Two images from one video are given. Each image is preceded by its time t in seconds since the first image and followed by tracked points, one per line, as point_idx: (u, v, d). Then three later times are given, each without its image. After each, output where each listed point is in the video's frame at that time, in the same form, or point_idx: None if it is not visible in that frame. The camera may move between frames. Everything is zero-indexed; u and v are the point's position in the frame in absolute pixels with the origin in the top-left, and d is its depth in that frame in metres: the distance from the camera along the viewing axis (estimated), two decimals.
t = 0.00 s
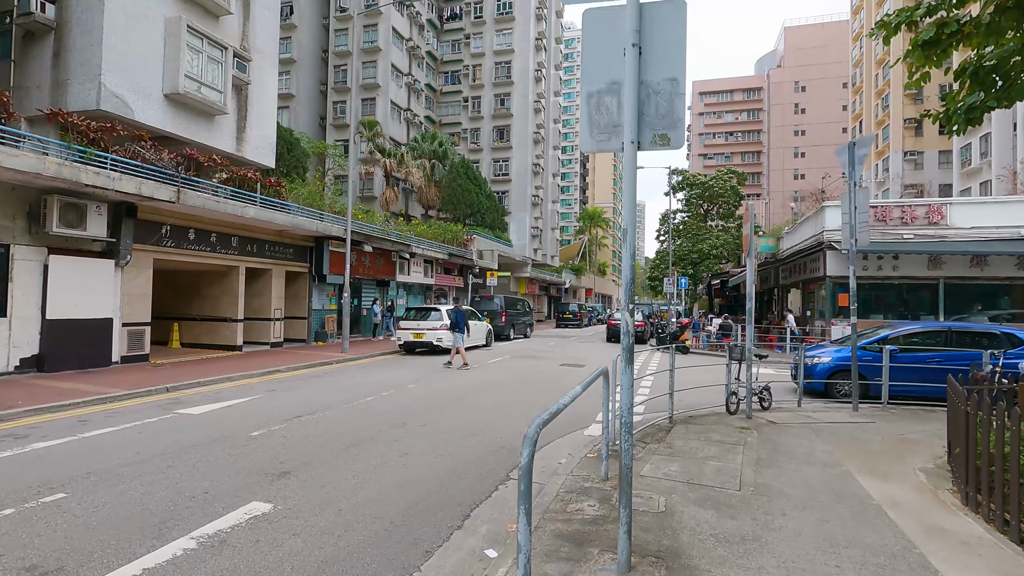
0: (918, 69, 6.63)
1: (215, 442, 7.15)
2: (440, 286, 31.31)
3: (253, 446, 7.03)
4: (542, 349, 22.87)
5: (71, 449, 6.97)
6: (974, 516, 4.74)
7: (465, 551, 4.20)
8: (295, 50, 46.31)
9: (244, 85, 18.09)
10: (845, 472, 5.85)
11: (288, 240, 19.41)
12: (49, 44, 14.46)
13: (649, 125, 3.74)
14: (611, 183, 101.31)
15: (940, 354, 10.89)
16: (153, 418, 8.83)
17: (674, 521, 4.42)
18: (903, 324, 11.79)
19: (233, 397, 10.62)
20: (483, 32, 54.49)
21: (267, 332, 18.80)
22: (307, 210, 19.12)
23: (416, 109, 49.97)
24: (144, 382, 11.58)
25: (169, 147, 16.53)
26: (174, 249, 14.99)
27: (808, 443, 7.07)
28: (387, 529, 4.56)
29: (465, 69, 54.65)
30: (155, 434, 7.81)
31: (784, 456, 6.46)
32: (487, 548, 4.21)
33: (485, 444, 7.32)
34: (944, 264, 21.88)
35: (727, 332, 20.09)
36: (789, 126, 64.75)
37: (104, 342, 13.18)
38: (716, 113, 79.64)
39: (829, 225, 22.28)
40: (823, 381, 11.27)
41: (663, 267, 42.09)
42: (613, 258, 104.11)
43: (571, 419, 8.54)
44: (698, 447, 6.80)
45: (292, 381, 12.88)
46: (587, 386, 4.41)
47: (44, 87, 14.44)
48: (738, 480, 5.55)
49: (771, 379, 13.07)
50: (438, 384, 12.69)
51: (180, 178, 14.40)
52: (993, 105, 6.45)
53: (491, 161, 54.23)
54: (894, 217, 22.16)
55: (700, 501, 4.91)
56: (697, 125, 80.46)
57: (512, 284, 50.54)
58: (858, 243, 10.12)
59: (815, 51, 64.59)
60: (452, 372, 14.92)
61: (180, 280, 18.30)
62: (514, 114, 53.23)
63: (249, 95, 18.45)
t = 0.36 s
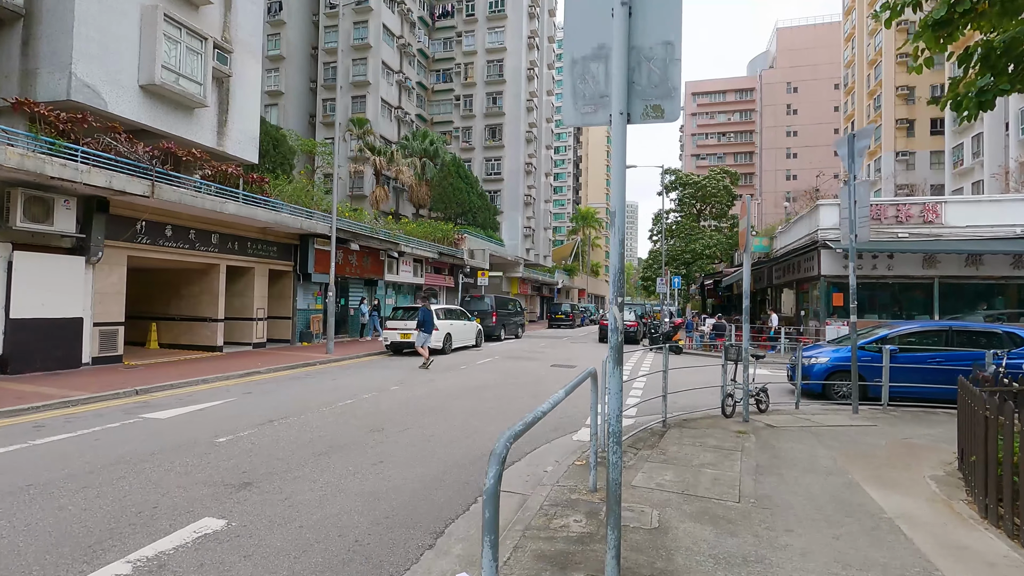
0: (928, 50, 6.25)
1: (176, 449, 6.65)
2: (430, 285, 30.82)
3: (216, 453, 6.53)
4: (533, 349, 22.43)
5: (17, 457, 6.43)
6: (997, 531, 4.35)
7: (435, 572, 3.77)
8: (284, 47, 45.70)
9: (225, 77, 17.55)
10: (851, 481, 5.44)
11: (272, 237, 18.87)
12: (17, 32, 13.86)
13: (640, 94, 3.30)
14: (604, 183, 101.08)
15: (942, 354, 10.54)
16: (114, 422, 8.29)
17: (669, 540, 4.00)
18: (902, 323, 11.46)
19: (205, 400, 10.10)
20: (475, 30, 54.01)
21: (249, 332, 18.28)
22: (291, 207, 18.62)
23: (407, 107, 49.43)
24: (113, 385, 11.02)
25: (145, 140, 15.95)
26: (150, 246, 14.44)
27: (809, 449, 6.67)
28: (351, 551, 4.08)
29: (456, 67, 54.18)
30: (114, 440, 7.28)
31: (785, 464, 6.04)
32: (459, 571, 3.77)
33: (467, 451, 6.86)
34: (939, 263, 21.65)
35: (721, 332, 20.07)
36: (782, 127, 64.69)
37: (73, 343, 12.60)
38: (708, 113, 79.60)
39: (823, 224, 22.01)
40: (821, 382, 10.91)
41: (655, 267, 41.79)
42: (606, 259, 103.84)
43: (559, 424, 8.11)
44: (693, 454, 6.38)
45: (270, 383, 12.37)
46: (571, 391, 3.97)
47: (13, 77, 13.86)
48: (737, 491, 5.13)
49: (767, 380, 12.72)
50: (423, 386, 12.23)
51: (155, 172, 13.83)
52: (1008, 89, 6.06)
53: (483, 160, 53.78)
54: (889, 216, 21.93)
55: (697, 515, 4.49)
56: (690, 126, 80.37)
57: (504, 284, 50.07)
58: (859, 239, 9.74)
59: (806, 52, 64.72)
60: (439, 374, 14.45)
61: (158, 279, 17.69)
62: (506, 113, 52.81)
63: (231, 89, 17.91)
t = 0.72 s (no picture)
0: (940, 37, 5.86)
1: (132, 464, 6.17)
2: (420, 285, 30.31)
3: (174, 468, 6.05)
4: (524, 351, 21.98)
5: None
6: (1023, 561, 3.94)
7: None
8: (274, 44, 45.06)
9: (206, 71, 17.01)
10: (859, 502, 5.02)
11: (255, 237, 18.33)
12: None
13: (631, 69, 2.87)
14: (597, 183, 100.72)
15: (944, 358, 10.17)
16: (72, 433, 7.77)
17: None
18: (902, 326, 11.11)
19: (176, 408, 9.58)
20: (468, 28, 53.51)
21: (231, 334, 17.77)
22: (275, 205, 18.10)
23: (399, 105, 48.86)
24: (79, 391, 10.47)
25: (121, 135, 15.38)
26: (126, 245, 13.90)
27: (812, 463, 6.25)
28: None
29: (449, 65, 53.66)
30: (68, 452, 6.78)
31: (787, 480, 5.61)
32: None
33: (448, 464, 6.40)
34: (936, 264, 21.38)
35: (715, 335, 20.04)
36: (775, 127, 64.54)
37: (40, 346, 12.03)
38: (702, 113, 79.43)
39: (818, 224, 21.70)
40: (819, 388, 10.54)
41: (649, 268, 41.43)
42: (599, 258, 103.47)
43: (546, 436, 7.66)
44: (689, 469, 5.96)
45: (249, 388, 11.87)
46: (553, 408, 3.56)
47: None
48: (736, 513, 4.70)
49: (763, 384, 12.35)
50: (408, 391, 11.76)
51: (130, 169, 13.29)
52: None
53: (475, 160, 53.28)
54: (885, 216, 21.66)
55: (694, 544, 4.05)
56: (684, 126, 80.16)
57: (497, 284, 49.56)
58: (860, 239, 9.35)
59: (800, 52, 64.61)
60: (426, 378, 13.97)
61: (136, 279, 17.12)
62: (499, 112, 52.35)
63: (212, 83, 17.36)
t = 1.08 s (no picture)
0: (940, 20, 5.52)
1: (66, 478, 5.64)
2: (404, 284, 29.76)
3: (111, 484, 5.52)
4: (508, 351, 21.54)
5: None
6: None
7: None
8: (256, 38, 44.21)
9: (176, 62, 16.37)
10: (853, 518, 4.64)
11: (230, 233, 17.71)
12: None
13: (597, 27, 2.49)
14: (586, 182, 100.50)
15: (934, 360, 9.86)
16: (10, 442, 7.18)
17: None
18: (891, 327, 10.80)
19: (131, 413, 9.01)
20: (455, 24, 52.92)
21: (203, 335, 17.15)
22: (249, 201, 17.53)
23: (384, 102, 48.16)
24: (29, 395, 9.85)
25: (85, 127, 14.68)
26: (88, 242, 13.25)
27: (802, 473, 5.87)
28: None
29: (435, 62, 53.06)
30: None
31: (777, 494, 5.21)
32: None
33: (413, 477, 5.93)
34: (922, 263, 21.27)
35: (702, 335, 19.82)
36: (762, 127, 64.71)
37: None
38: (690, 113, 79.50)
39: (806, 222, 21.49)
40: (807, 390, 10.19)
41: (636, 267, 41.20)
42: (587, 257, 103.26)
43: (522, 445, 7.22)
44: (671, 481, 5.55)
45: (215, 391, 11.30)
46: (511, 423, 3.24)
47: None
48: (721, 533, 4.29)
49: (750, 386, 12.03)
50: (383, 394, 11.28)
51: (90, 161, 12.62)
52: None
53: (462, 157, 52.73)
54: (872, 215, 21.50)
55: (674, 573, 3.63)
56: (672, 126, 80.18)
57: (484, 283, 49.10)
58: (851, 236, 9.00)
59: (787, 53, 64.82)
60: (404, 380, 13.47)
61: (102, 277, 16.43)
62: (487, 109, 51.85)
63: (183, 74, 16.71)
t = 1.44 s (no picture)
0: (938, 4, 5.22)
1: (2, 493, 5.17)
2: (391, 283, 29.29)
3: (50, 499, 5.05)
4: (496, 351, 21.15)
5: None
6: None
7: None
8: (241, 33, 43.45)
9: (151, 51, 15.81)
10: (855, 533, 4.30)
11: (208, 230, 17.18)
12: None
13: None
14: (576, 182, 100.31)
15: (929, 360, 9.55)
16: None
17: None
18: (884, 326, 10.52)
19: (92, 419, 8.52)
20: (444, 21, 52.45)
21: (179, 335, 16.58)
22: (229, 197, 17.03)
23: (372, 99, 47.60)
24: None
25: (53, 118, 14.13)
26: (55, 238, 12.77)
27: (798, 483, 5.52)
28: None
29: (424, 59, 52.58)
30: None
31: (772, 507, 4.85)
32: None
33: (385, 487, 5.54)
34: (912, 262, 21.15)
35: (692, 335, 19.58)
36: (752, 127, 64.83)
37: None
38: (680, 113, 79.55)
39: (795, 221, 21.29)
40: (799, 392, 9.88)
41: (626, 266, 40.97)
42: (578, 257, 103.11)
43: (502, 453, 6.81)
44: (659, 491, 5.19)
45: (185, 395, 10.80)
46: (469, 441, 3.00)
47: None
48: (712, 552, 3.92)
49: (742, 387, 11.75)
50: (363, 396, 10.86)
51: (55, 154, 12.09)
52: None
53: (452, 155, 52.27)
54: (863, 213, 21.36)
55: None
56: (662, 125, 80.18)
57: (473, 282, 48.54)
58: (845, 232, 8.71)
59: (776, 53, 64.98)
60: (386, 382, 13.04)
61: (73, 276, 15.84)
62: (476, 107, 51.43)
63: (158, 64, 16.16)
